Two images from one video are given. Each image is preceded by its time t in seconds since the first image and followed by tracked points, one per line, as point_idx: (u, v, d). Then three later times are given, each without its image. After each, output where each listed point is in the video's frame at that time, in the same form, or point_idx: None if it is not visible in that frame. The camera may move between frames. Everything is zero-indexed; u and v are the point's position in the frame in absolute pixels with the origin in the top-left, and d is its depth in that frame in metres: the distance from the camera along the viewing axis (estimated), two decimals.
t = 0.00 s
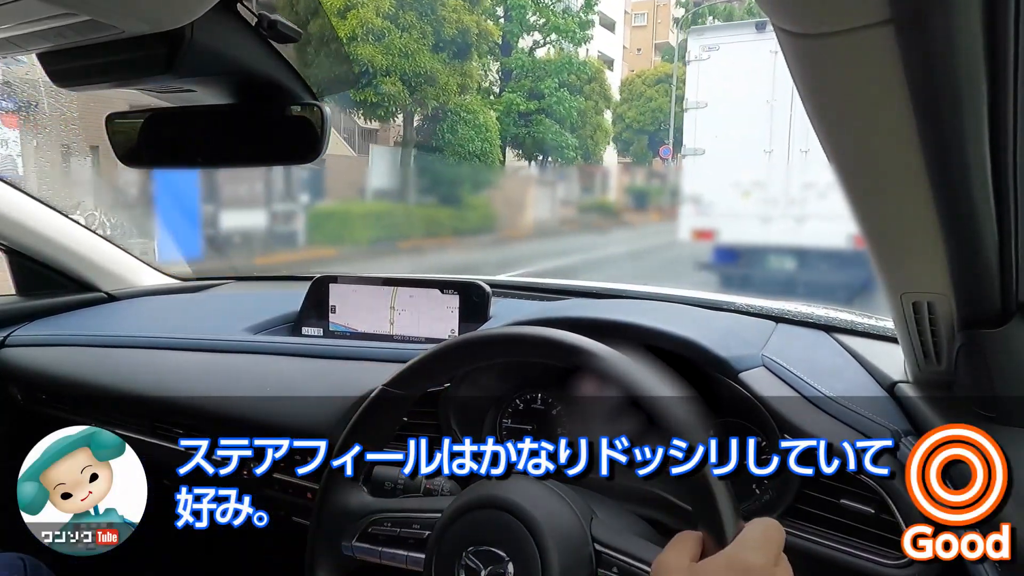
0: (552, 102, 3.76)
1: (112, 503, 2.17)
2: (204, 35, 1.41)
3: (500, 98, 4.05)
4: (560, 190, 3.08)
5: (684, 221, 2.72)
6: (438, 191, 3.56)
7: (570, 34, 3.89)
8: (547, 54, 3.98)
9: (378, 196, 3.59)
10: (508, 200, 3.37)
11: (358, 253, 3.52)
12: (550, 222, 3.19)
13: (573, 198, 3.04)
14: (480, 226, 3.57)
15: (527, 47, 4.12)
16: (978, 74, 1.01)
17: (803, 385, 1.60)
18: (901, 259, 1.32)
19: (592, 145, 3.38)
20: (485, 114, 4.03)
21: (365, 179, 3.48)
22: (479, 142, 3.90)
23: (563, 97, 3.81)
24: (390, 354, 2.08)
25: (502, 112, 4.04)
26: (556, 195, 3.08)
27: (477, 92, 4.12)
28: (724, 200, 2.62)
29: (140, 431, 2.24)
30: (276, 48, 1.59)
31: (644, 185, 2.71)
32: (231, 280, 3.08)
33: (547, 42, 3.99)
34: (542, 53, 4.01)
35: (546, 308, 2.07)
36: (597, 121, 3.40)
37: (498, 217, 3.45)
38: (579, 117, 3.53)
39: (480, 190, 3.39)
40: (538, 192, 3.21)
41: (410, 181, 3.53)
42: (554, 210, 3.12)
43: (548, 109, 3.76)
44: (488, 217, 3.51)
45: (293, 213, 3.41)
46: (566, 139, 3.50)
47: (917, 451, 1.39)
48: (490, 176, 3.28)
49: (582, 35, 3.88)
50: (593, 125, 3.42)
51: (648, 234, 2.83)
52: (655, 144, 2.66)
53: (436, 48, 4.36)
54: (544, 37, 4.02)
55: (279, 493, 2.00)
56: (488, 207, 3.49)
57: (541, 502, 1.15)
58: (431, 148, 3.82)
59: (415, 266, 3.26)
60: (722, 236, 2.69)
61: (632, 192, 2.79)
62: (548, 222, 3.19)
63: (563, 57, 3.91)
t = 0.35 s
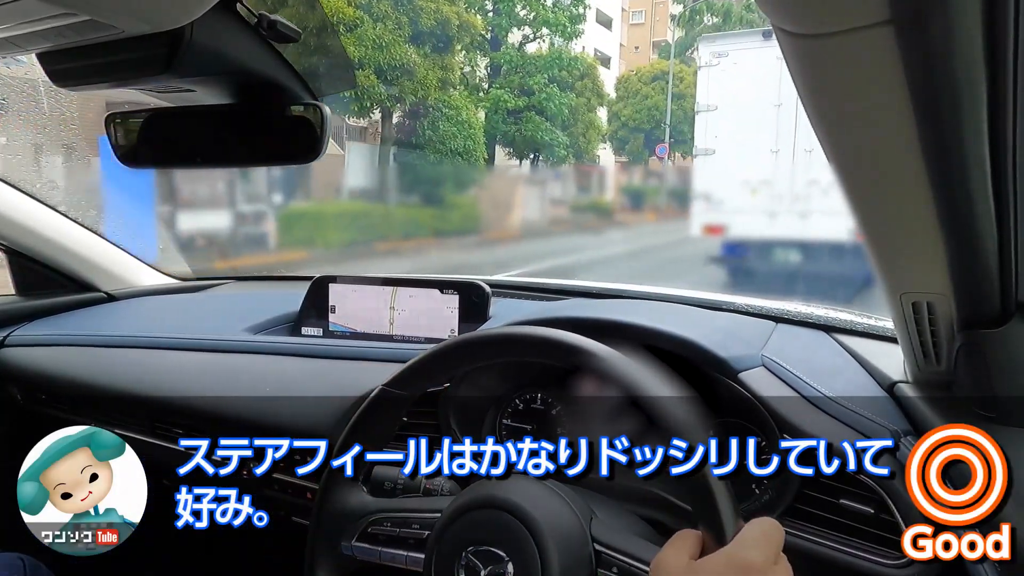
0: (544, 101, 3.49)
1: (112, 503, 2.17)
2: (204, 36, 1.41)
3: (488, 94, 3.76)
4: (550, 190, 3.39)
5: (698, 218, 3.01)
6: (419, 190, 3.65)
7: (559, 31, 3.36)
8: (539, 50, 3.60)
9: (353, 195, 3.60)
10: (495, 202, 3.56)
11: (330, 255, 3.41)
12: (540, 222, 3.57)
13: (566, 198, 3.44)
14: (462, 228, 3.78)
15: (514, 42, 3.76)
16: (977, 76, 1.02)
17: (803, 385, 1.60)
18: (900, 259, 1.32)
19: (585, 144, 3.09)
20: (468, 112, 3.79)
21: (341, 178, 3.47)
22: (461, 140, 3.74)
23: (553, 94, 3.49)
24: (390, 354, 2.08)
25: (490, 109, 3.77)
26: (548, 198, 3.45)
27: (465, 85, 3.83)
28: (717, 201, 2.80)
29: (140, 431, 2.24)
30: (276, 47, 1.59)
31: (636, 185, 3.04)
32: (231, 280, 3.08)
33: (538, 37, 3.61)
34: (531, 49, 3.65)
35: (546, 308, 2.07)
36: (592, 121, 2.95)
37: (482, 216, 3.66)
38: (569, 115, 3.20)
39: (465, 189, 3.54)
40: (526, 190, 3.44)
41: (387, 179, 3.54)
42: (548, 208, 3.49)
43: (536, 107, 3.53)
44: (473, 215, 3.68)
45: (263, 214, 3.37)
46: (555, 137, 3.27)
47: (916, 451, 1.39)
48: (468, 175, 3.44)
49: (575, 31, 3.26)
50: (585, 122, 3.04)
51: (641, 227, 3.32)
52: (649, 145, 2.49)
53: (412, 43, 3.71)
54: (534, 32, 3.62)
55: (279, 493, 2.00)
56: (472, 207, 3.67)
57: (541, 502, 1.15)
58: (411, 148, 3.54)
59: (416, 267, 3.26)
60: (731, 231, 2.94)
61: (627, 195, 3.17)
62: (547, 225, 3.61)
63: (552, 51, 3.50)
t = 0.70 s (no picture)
0: (532, 95, 3.47)
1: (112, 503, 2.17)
2: (204, 36, 1.41)
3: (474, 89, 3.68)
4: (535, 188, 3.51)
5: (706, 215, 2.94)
6: (400, 189, 3.50)
7: (548, 25, 3.51)
8: (528, 44, 3.63)
9: (327, 195, 3.38)
10: (480, 203, 3.62)
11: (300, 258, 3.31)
12: (528, 223, 3.71)
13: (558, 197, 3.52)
14: (442, 230, 3.77)
15: (501, 38, 3.78)
16: (976, 76, 1.02)
17: (802, 385, 1.60)
18: (901, 260, 1.32)
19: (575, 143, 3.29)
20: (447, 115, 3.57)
21: (315, 178, 3.26)
22: (442, 136, 3.49)
23: (542, 91, 3.48)
24: (390, 354, 2.08)
25: (476, 107, 3.61)
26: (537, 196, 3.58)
27: (451, 81, 3.62)
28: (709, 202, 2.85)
29: (139, 431, 2.24)
30: (275, 47, 1.59)
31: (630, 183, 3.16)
32: (231, 280, 3.08)
33: (529, 32, 3.63)
34: (520, 45, 3.68)
35: (546, 308, 2.07)
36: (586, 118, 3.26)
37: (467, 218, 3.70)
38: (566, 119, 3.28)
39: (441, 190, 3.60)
40: (512, 189, 3.51)
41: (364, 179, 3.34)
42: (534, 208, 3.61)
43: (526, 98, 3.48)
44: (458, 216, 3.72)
45: (228, 214, 3.17)
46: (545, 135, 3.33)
47: (916, 451, 1.39)
48: (453, 175, 3.46)
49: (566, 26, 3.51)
50: (578, 121, 3.27)
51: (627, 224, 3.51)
52: (644, 143, 2.53)
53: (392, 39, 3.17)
54: (522, 26, 3.67)
55: (279, 493, 2.00)
56: (456, 207, 3.70)
57: (541, 502, 1.15)
58: (388, 145, 3.25)
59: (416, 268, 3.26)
60: (741, 228, 2.88)
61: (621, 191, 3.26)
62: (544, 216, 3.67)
63: (541, 49, 3.57)
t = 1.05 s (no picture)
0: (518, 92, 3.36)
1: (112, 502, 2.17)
2: (204, 36, 1.41)
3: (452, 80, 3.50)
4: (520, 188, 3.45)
5: (715, 210, 2.71)
6: (373, 187, 3.31)
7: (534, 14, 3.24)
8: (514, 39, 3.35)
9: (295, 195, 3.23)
10: (461, 203, 3.45)
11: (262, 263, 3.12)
12: (515, 224, 3.60)
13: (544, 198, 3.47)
14: (418, 231, 3.46)
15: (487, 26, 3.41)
16: (976, 77, 1.02)
17: (802, 385, 1.60)
18: (901, 260, 1.32)
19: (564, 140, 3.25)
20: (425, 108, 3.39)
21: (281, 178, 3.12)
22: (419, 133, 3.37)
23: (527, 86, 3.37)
24: (389, 354, 2.08)
25: (460, 103, 3.53)
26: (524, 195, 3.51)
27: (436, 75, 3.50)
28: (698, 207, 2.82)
29: (139, 431, 2.24)
30: (274, 47, 1.59)
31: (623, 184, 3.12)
32: (230, 280, 3.08)
33: (515, 25, 3.28)
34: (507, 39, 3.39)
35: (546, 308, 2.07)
36: (576, 115, 3.20)
37: (446, 219, 3.46)
38: (548, 121, 3.26)
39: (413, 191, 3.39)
40: (496, 188, 3.39)
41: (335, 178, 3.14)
42: (518, 212, 3.57)
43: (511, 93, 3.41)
44: (437, 216, 3.45)
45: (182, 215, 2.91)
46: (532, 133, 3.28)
47: (916, 451, 1.39)
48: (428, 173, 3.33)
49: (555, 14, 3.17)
50: (567, 118, 3.22)
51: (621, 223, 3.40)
52: (639, 143, 2.63)
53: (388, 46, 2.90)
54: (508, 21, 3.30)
55: (279, 493, 2.00)
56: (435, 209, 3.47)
57: (540, 502, 1.15)
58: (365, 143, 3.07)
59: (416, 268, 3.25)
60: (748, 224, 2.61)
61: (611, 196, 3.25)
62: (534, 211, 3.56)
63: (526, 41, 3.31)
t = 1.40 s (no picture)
0: (502, 86, 3.43)
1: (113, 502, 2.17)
2: (203, 36, 1.40)
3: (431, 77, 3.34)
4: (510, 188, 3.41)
5: (722, 208, 2.80)
6: (341, 187, 3.18)
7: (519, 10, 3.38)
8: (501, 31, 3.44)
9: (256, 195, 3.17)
10: (441, 204, 3.36)
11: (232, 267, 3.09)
12: (499, 225, 3.56)
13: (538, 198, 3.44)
14: (393, 233, 3.31)
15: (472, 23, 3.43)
16: (976, 76, 1.01)
17: (802, 385, 1.60)
18: (901, 260, 1.32)
19: (551, 135, 3.47)
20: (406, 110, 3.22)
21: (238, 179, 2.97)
22: (389, 129, 3.06)
23: (513, 82, 3.45)
24: (390, 354, 2.08)
25: (442, 100, 3.38)
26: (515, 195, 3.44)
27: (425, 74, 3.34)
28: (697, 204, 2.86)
29: (140, 431, 2.24)
30: (273, 47, 1.59)
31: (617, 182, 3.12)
32: (230, 280, 3.09)
33: (502, 18, 3.40)
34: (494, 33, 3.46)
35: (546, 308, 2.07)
36: (565, 112, 3.45)
37: (423, 219, 3.35)
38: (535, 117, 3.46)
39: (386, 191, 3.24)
40: (478, 189, 3.33)
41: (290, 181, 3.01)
42: (503, 214, 3.53)
43: (495, 93, 3.44)
44: (410, 216, 3.32)
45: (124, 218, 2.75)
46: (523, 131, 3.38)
47: (916, 450, 1.39)
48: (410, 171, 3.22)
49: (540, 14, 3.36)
50: (556, 115, 3.45)
51: (610, 222, 3.44)
52: (634, 141, 2.71)
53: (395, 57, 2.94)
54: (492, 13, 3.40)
55: (279, 493, 2.00)
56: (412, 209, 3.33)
57: (540, 502, 1.15)
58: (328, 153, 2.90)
59: (417, 267, 3.25)
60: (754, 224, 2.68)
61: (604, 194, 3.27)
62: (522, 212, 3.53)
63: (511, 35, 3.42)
